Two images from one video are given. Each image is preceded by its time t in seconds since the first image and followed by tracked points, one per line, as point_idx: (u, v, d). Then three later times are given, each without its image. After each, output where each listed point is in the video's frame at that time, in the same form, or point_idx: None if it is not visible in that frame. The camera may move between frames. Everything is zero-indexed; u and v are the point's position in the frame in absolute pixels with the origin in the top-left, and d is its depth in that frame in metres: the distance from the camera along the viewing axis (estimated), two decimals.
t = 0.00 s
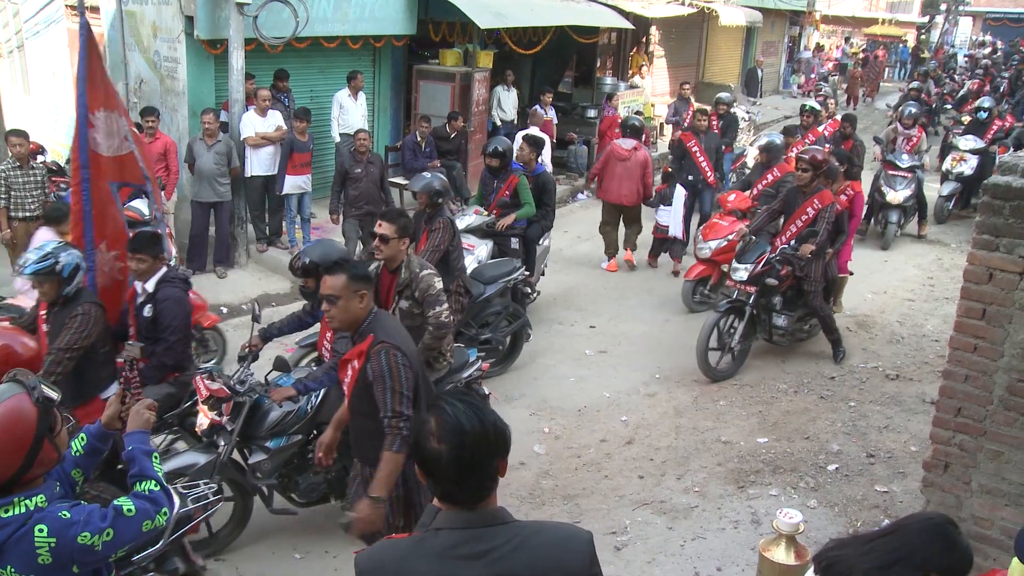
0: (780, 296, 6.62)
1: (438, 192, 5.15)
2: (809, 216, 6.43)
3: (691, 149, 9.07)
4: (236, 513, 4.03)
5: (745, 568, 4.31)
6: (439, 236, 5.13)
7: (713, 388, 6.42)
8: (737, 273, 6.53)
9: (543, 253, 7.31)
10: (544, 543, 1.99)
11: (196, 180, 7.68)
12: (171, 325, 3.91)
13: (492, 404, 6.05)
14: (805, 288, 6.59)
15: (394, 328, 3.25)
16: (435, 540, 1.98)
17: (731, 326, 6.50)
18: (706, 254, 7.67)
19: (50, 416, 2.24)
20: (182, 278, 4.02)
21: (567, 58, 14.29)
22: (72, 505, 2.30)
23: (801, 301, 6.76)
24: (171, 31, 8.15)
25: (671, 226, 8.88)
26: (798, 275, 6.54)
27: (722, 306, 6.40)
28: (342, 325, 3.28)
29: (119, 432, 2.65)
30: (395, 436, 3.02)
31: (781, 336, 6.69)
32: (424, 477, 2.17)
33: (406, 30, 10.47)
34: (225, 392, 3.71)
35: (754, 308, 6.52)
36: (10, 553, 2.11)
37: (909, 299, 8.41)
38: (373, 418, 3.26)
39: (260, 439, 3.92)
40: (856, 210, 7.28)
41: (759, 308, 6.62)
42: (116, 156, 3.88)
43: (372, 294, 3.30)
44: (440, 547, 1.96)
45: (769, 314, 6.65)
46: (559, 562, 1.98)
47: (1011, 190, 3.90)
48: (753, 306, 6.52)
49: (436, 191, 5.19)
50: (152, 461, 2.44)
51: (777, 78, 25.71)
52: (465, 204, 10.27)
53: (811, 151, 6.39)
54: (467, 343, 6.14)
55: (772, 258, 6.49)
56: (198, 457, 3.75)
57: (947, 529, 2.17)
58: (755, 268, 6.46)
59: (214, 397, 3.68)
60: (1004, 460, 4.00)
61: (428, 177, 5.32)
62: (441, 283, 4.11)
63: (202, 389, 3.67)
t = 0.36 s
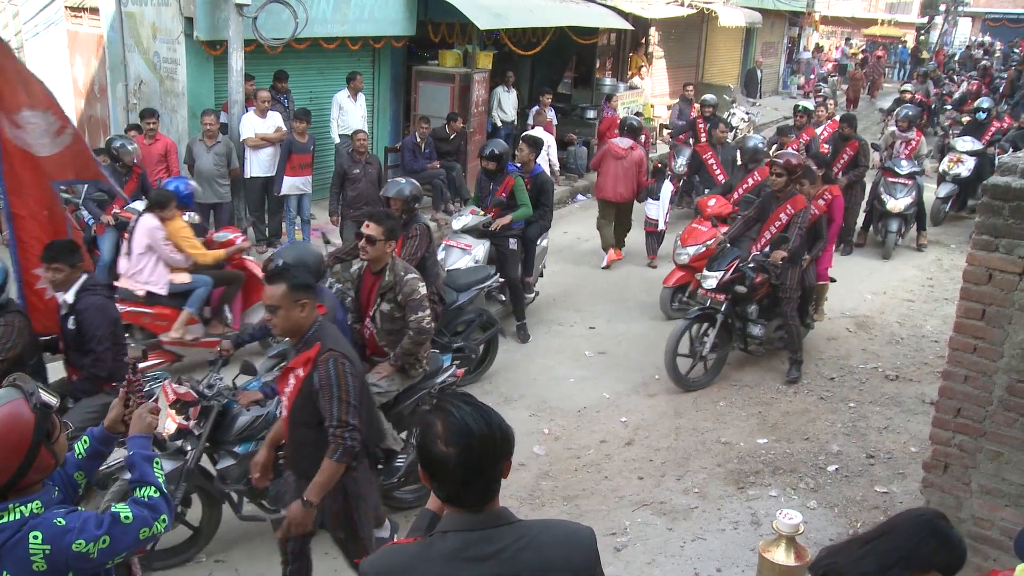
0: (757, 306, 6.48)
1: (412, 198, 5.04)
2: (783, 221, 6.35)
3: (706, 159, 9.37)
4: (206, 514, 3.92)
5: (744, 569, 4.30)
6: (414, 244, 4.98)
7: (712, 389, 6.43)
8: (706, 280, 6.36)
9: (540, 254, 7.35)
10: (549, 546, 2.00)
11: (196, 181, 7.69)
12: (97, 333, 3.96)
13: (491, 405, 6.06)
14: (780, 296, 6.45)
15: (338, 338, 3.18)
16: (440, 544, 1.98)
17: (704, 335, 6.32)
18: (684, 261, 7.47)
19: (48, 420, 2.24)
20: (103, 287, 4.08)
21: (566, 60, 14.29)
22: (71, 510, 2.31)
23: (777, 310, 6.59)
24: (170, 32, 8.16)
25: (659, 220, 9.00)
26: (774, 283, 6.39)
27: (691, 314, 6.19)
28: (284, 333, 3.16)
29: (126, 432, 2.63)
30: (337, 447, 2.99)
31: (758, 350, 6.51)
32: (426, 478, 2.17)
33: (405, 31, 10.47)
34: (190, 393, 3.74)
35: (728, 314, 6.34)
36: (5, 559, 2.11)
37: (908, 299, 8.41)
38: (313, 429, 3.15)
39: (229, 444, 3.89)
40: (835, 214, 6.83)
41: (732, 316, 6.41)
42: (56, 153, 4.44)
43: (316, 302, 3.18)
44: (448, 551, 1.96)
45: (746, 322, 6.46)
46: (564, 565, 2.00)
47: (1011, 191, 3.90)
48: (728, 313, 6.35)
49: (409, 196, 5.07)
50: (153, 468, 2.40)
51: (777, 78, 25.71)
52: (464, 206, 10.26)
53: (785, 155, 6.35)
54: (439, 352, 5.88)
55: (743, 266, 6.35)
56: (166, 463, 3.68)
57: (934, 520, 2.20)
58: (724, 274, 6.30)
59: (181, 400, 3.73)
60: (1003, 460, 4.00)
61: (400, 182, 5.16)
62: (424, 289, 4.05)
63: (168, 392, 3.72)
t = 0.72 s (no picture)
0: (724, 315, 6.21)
1: (376, 201, 4.93)
2: (751, 228, 6.03)
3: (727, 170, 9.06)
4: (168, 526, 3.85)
5: (744, 569, 4.30)
6: (381, 248, 4.99)
7: (712, 390, 6.43)
8: (669, 290, 6.05)
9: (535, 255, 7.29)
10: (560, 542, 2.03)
11: (195, 183, 7.66)
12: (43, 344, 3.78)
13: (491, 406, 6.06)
14: (749, 305, 6.21)
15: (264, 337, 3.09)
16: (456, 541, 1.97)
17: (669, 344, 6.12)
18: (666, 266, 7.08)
19: (52, 427, 2.22)
20: (45, 296, 3.88)
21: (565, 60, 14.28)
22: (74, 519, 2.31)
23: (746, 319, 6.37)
24: (169, 34, 8.17)
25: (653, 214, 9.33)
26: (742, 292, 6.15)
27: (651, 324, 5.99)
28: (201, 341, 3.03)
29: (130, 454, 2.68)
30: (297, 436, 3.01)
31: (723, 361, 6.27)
32: (434, 475, 2.14)
33: (404, 32, 10.47)
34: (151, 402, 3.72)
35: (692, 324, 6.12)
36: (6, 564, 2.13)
37: (907, 299, 8.41)
38: (250, 433, 3.04)
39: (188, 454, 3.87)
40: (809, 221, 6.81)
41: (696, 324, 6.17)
42: None
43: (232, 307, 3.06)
44: (470, 550, 1.95)
45: (713, 331, 6.21)
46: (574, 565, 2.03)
47: (1009, 191, 3.90)
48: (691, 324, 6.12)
49: (374, 200, 4.96)
50: (156, 491, 2.45)
51: (775, 79, 25.69)
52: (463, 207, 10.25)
53: (753, 160, 6.00)
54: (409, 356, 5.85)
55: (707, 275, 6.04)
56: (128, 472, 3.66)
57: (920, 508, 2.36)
58: (689, 284, 5.98)
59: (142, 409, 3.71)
60: (1003, 460, 4.00)
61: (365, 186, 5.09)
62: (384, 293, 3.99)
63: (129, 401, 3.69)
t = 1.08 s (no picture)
0: (686, 325, 6.02)
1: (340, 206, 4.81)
2: (712, 235, 5.94)
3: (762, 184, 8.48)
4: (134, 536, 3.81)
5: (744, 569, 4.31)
6: (352, 250, 4.81)
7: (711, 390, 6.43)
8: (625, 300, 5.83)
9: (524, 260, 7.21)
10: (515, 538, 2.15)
11: (195, 184, 7.67)
12: None
13: (490, 406, 6.06)
14: (712, 315, 6.04)
15: (184, 366, 3.00)
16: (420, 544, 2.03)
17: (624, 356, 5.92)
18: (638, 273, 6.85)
19: (63, 429, 2.27)
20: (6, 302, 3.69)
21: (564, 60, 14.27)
22: (79, 525, 2.31)
23: (709, 330, 6.18)
24: (168, 34, 8.16)
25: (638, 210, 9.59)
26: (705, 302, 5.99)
27: (606, 335, 5.80)
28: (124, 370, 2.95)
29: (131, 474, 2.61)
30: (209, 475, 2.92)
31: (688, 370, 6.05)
32: (383, 480, 2.16)
33: (403, 32, 10.47)
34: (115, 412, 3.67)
35: (649, 335, 5.93)
36: (9, 569, 2.08)
37: (906, 299, 8.42)
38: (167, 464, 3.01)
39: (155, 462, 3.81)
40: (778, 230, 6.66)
41: (655, 335, 5.96)
42: None
43: (159, 334, 2.98)
44: (427, 551, 2.01)
45: (674, 341, 6.02)
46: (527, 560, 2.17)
47: (1008, 191, 3.91)
48: (649, 335, 5.93)
49: (339, 205, 4.84)
50: (158, 510, 2.40)
51: (774, 79, 25.72)
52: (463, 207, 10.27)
53: (715, 166, 5.92)
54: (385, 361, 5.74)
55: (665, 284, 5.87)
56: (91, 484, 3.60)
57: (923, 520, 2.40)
58: (645, 293, 5.78)
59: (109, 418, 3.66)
60: (1002, 460, 4.00)
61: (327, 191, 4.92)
62: (336, 294, 3.85)
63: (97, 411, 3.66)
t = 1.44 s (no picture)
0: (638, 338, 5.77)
1: (310, 215, 4.71)
2: (664, 246, 5.57)
3: (784, 183, 7.98)
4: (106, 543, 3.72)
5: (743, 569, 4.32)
6: (323, 260, 4.77)
7: (709, 390, 6.44)
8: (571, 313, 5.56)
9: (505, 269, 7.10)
10: (441, 522, 2.37)
11: (195, 186, 7.69)
12: None
13: (490, 407, 6.07)
14: (665, 329, 5.81)
15: (121, 384, 2.87)
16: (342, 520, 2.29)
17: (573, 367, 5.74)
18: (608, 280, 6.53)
19: (72, 431, 2.25)
20: None
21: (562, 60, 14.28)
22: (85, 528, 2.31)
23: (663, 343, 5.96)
24: (168, 36, 8.17)
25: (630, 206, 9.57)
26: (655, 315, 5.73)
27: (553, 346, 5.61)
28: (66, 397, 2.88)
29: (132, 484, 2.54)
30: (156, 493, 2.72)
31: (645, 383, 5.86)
32: (320, 461, 2.40)
33: (402, 34, 10.49)
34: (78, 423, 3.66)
35: (597, 347, 5.71)
36: (15, 570, 2.09)
37: (905, 299, 8.43)
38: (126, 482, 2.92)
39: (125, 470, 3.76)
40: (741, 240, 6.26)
41: (604, 347, 5.75)
42: None
43: (95, 356, 2.89)
44: (354, 521, 2.28)
45: (627, 353, 5.78)
46: (452, 543, 2.39)
47: (1006, 191, 3.92)
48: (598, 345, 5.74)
49: (309, 213, 4.74)
50: (158, 521, 2.41)
51: (772, 80, 25.76)
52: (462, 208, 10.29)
53: (670, 173, 5.53)
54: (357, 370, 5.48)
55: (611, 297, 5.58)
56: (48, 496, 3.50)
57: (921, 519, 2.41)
58: (591, 306, 5.51)
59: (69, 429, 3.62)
60: (1000, 459, 4.01)
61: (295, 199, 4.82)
62: (315, 300, 3.85)
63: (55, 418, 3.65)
